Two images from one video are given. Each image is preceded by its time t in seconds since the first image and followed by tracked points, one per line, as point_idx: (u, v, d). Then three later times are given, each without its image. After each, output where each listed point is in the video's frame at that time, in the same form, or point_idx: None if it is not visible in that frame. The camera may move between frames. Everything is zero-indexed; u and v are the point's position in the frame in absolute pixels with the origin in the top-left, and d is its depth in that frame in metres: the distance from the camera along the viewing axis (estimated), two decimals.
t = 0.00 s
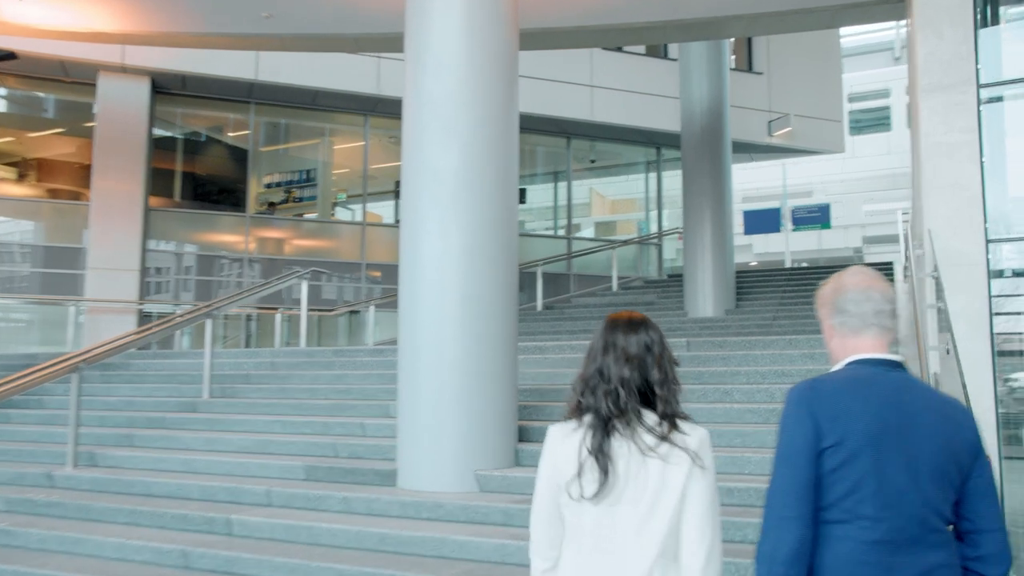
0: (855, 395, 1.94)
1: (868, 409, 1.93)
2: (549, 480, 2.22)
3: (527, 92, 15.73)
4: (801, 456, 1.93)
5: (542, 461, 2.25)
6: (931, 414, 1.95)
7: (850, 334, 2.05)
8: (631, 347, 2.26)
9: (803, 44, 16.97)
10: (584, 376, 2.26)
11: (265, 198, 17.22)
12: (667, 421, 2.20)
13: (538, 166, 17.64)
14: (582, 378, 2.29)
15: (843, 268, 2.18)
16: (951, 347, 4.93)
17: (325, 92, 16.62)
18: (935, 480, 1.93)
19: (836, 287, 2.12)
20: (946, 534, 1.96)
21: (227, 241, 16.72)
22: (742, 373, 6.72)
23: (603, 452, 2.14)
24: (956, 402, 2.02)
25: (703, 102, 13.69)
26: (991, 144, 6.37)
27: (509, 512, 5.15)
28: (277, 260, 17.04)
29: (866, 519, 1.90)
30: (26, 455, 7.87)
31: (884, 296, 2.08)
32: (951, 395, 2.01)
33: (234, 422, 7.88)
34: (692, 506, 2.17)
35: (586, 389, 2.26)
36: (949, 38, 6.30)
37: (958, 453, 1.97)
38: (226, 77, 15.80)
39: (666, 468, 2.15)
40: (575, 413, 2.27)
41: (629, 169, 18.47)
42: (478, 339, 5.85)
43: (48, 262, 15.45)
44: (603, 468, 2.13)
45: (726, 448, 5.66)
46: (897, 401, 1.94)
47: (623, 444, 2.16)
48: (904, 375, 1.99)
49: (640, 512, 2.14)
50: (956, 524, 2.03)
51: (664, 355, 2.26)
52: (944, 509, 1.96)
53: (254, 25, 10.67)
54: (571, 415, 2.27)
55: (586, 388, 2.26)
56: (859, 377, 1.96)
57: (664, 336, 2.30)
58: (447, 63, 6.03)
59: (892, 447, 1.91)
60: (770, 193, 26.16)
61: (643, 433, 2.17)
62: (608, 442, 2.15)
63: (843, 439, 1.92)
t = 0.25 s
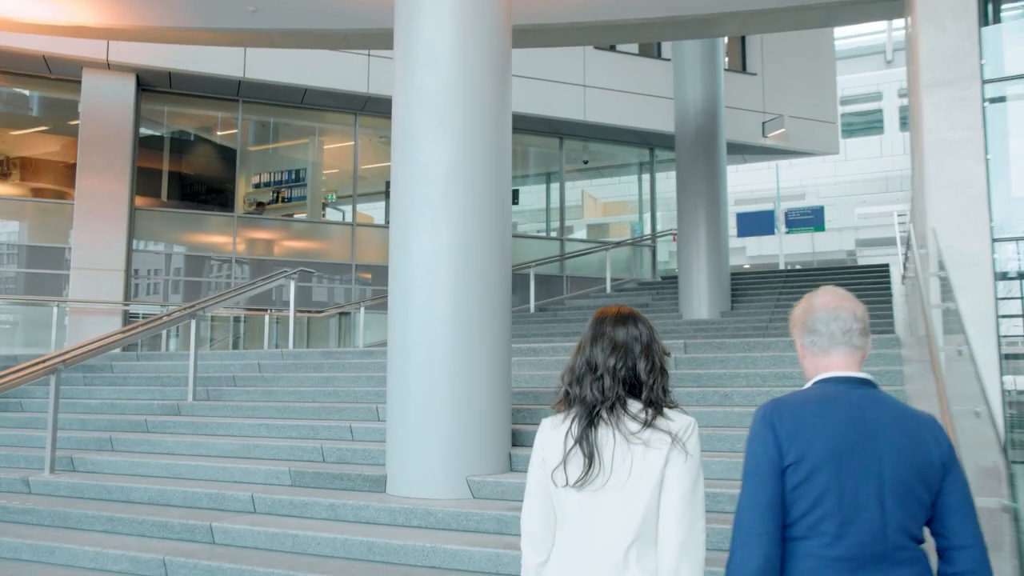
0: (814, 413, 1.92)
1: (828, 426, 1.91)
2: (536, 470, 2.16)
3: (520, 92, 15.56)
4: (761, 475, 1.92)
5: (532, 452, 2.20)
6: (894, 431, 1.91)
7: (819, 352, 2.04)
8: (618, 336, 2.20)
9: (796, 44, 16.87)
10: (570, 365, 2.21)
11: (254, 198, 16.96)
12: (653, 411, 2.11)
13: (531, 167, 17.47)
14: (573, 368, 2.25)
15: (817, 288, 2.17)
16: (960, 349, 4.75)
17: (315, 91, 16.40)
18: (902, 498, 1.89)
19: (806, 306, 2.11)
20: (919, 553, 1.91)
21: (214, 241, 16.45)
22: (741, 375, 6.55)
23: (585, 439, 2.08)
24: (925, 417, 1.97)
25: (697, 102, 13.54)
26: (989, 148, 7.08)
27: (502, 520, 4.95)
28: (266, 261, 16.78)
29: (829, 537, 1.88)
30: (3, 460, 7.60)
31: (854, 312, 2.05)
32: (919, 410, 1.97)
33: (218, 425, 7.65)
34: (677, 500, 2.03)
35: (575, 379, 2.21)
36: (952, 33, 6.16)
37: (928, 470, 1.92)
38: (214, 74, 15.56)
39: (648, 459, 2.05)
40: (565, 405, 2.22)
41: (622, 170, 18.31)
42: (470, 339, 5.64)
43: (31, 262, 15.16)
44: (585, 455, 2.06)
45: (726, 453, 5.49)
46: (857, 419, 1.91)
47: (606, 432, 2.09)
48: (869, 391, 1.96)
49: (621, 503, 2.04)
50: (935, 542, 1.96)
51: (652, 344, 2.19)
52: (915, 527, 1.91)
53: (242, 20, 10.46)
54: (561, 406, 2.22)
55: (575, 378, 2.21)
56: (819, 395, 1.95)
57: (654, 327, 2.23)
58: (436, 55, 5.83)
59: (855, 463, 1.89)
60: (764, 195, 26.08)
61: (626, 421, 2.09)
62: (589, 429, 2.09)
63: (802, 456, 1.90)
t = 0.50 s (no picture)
0: (785, 410, 1.99)
1: (798, 424, 1.97)
2: (530, 491, 2.13)
3: (519, 89, 15.37)
4: (732, 472, 1.97)
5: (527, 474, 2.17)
6: (862, 426, 1.99)
7: (790, 349, 2.10)
8: (610, 355, 2.18)
9: (798, 41, 16.71)
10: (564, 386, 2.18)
11: (249, 197, 16.74)
12: (642, 429, 2.07)
13: (530, 165, 17.27)
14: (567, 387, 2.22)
15: (788, 288, 2.23)
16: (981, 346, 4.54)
17: (312, 88, 16.22)
18: (870, 491, 1.96)
19: (778, 304, 2.17)
20: (888, 545, 1.98)
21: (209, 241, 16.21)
22: (747, 375, 6.35)
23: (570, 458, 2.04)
24: (894, 413, 2.05)
25: (699, 99, 13.35)
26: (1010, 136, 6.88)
27: (500, 527, 4.73)
28: (262, 261, 16.57)
29: (797, 531, 1.94)
30: None
31: (824, 310, 2.10)
32: (887, 406, 2.05)
33: (209, 427, 7.44)
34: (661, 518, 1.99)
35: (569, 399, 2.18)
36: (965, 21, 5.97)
37: (895, 464, 2.00)
38: (209, 71, 15.36)
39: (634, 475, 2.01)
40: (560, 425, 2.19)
41: (622, 168, 18.12)
42: (467, 338, 5.44)
43: (24, 262, 14.94)
44: (576, 472, 2.03)
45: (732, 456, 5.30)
46: (827, 414, 1.98)
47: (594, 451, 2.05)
48: (842, 388, 2.03)
49: (611, 520, 2.01)
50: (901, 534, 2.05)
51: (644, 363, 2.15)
52: (884, 519, 1.98)
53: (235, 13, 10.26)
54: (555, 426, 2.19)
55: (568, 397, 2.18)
56: (789, 393, 2.02)
57: (647, 345, 2.20)
58: (432, 43, 5.62)
59: (824, 459, 1.95)
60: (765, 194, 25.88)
61: (615, 441, 2.05)
62: (578, 449, 2.05)
63: (773, 452, 1.96)
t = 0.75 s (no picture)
0: (758, 395, 2.04)
1: (771, 409, 2.02)
2: (516, 481, 2.32)
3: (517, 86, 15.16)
4: (707, 456, 2.06)
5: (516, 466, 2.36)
6: (842, 410, 2.00)
7: (775, 338, 2.15)
8: (594, 349, 2.31)
9: (800, 38, 16.52)
10: (550, 379, 2.36)
11: (244, 195, 16.53)
12: (615, 418, 2.23)
13: (529, 164, 17.06)
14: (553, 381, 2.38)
15: (777, 278, 2.27)
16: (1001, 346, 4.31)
17: (307, 84, 16.01)
18: (852, 474, 1.97)
19: (764, 295, 2.22)
20: (875, 529, 1.98)
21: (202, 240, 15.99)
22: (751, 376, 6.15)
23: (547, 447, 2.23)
24: (877, 396, 2.05)
25: (700, 95, 13.16)
26: None
27: (496, 534, 4.52)
28: (257, 260, 16.35)
29: (774, 514, 1.98)
30: None
31: (810, 299, 2.15)
32: (871, 389, 2.06)
33: (197, 429, 7.21)
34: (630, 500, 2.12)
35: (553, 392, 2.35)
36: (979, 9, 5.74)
37: (879, 447, 2.00)
38: (202, 67, 15.14)
39: (605, 461, 2.17)
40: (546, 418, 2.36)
41: (621, 167, 17.91)
42: (462, 336, 5.24)
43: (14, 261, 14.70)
44: (553, 462, 2.21)
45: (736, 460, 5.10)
46: (802, 398, 2.01)
47: (570, 441, 2.24)
48: (821, 371, 2.06)
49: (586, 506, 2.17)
50: (893, 518, 2.04)
51: (624, 355, 2.30)
52: (870, 503, 1.98)
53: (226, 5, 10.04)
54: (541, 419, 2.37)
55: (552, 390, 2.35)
56: (763, 377, 2.07)
57: (631, 339, 2.34)
58: (426, 28, 5.41)
59: (801, 443, 1.99)
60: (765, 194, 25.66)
61: (590, 430, 2.22)
62: (555, 439, 2.24)
63: (746, 436, 2.02)
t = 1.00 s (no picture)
0: (741, 399, 2.06)
1: (753, 412, 2.04)
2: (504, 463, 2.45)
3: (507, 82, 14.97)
4: (690, 459, 2.09)
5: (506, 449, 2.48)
6: (824, 413, 2.00)
7: (762, 341, 2.17)
8: (585, 336, 2.43)
9: (792, 36, 16.36)
10: (544, 366, 2.46)
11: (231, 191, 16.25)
12: (607, 405, 2.33)
13: (520, 161, 16.86)
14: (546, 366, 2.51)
15: (765, 280, 2.28)
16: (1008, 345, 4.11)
17: (294, 79, 15.75)
18: (837, 475, 1.97)
19: (752, 299, 2.22)
20: (861, 530, 1.98)
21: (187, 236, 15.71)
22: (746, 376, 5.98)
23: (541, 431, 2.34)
24: (862, 397, 2.04)
25: (693, 92, 12.99)
26: None
27: (481, 542, 4.34)
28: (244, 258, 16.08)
29: (758, 517, 2.00)
30: None
31: (796, 302, 2.16)
32: (856, 391, 2.05)
33: (174, 430, 6.98)
34: (623, 486, 2.22)
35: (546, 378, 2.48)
36: None
37: (864, 449, 1.99)
38: (187, 61, 14.87)
39: (597, 447, 2.26)
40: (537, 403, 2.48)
41: (613, 165, 17.74)
42: (448, 336, 5.04)
43: None
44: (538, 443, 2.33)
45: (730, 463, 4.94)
46: (784, 401, 2.02)
47: (563, 425, 2.34)
48: (805, 374, 2.08)
49: (568, 485, 2.27)
50: (884, 520, 2.02)
51: (617, 344, 2.41)
52: (856, 505, 1.98)
53: None
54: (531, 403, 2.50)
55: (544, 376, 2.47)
56: (747, 381, 2.10)
57: (625, 329, 2.44)
58: (413, 14, 5.20)
59: (784, 445, 2.00)
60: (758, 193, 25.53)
61: (582, 416, 2.33)
62: (548, 424, 2.35)
63: (728, 439, 2.05)
